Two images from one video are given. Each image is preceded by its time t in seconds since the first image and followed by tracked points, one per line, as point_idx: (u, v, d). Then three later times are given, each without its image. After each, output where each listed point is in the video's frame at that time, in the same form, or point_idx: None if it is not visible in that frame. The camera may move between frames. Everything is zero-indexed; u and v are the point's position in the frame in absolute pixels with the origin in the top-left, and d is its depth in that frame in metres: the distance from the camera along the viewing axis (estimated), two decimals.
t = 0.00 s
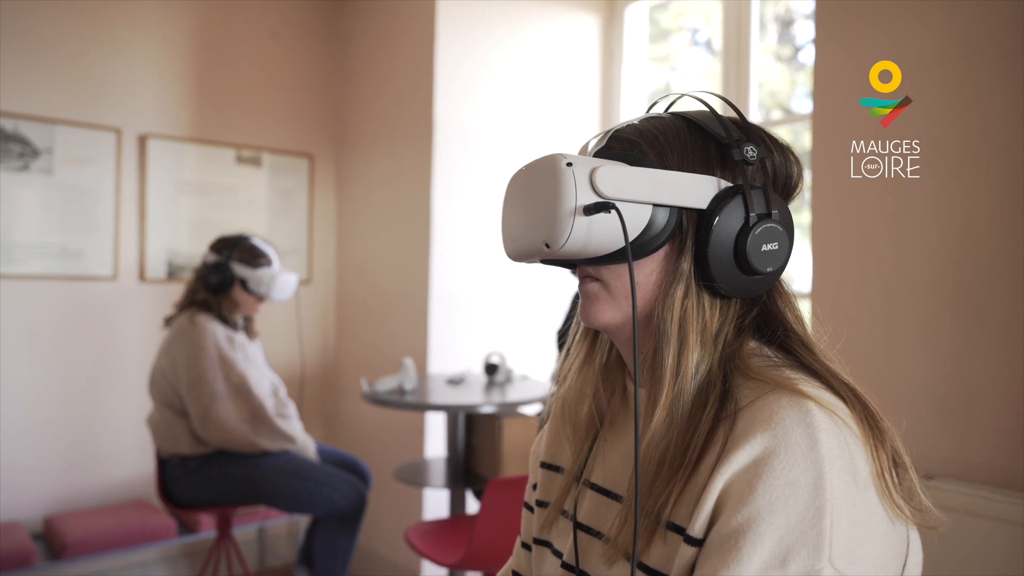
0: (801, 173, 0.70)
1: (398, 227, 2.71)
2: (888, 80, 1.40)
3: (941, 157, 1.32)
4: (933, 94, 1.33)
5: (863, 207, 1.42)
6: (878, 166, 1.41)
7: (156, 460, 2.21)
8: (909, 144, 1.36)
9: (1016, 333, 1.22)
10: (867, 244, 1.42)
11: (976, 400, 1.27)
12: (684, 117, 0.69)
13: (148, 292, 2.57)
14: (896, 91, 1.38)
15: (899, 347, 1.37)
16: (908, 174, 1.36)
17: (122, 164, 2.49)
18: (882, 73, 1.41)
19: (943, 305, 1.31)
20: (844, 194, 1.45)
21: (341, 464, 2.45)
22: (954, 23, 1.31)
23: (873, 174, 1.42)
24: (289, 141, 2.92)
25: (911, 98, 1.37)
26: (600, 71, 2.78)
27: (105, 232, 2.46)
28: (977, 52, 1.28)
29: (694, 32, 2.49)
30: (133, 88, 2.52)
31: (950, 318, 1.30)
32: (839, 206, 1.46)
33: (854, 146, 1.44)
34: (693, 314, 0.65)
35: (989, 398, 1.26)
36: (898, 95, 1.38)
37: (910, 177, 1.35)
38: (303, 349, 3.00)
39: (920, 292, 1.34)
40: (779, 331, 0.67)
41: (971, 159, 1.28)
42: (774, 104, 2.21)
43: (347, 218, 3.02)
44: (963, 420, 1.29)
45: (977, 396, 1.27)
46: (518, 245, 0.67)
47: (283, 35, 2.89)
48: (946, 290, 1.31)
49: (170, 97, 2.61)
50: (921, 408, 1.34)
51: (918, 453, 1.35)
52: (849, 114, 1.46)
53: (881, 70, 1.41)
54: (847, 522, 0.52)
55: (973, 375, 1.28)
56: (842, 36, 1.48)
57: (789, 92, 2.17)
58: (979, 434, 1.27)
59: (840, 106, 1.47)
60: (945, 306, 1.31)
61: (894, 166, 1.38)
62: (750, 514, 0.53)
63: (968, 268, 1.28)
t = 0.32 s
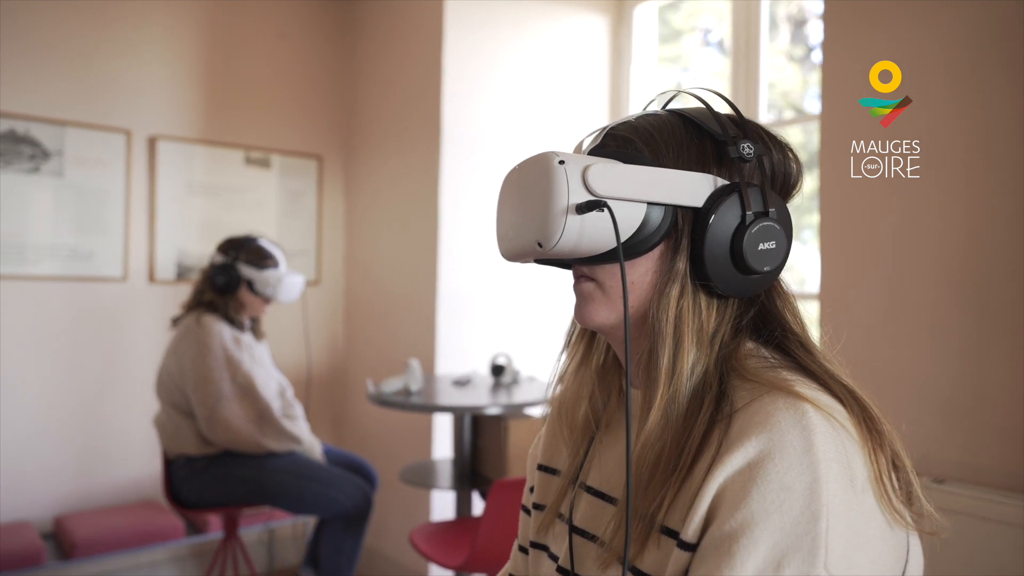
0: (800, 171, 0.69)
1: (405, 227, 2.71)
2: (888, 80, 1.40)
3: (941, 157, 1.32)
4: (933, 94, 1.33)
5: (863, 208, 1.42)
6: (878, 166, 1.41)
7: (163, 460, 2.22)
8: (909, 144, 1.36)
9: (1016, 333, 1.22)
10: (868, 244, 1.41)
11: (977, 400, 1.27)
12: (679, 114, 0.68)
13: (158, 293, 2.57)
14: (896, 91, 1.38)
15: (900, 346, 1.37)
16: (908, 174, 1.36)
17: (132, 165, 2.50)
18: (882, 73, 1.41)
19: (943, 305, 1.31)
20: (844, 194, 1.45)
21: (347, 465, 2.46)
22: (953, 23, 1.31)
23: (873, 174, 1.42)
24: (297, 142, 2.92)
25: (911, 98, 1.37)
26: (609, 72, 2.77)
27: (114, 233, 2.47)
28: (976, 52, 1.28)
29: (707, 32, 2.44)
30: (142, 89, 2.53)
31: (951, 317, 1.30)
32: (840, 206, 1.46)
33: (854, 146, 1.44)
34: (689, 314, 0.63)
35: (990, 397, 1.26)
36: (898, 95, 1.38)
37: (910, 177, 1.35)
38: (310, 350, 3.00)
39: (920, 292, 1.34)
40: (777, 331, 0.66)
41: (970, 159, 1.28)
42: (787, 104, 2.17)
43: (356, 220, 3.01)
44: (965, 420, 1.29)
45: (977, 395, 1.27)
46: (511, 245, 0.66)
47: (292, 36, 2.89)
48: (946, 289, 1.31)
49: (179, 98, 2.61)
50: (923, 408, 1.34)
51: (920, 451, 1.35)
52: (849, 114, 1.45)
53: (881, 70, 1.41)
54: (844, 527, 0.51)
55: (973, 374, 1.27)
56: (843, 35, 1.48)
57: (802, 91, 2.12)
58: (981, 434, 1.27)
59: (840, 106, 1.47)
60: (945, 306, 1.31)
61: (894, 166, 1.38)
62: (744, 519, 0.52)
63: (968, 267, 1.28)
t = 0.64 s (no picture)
0: (803, 170, 0.68)
1: (415, 228, 2.72)
2: (888, 80, 1.39)
3: (940, 157, 1.32)
4: (932, 94, 1.33)
5: (864, 208, 1.42)
6: (878, 166, 1.41)
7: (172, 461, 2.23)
8: (909, 144, 1.36)
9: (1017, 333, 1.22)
10: (869, 244, 1.41)
11: (981, 401, 1.26)
12: (680, 111, 0.67)
13: (168, 295, 2.58)
14: (896, 92, 1.38)
15: (902, 346, 1.36)
16: (908, 174, 1.36)
17: (144, 167, 2.51)
18: (882, 73, 1.41)
19: (944, 305, 1.31)
20: (844, 195, 1.45)
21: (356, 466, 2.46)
22: (953, 22, 1.31)
23: (873, 174, 1.42)
24: (307, 144, 2.93)
25: (911, 98, 1.37)
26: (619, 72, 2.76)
27: (125, 235, 2.48)
28: (975, 52, 1.28)
29: (719, 32, 2.41)
30: (156, 91, 2.55)
31: (951, 317, 1.30)
32: (841, 206, 1.46)
33: (854, 146, 1.45)
34: (689, 314, 0.63)
35: (993, 399, 1.25)
36: (898, 95, 1.38)
37: (910, 177, 1.35)
38: (319, 352, 3.00)
39: (922, 292, 1.34)
40: (777, 333, 0.65)
41: (970, 159, 1.28)
42: (790, 100, 2.17)
43: (366, 221, 3.02)
44: (969, 422, 1.28)
45: (978, 395, 1.27)
46: (509, 245, 0.65)
47: (303, 38, 2.90)
48: (946, 288, 1.31)
49: (191, 100, 2.63)
50: (927, 410, 1.33)
51: (923, 452, 1.34)
52: (849, 114, 1.45)
53: (881, 70, 1.41)
54: (843, 532, 0.50)
55: (974, 375, 1.27)
56: (843, 35, 1.48)
57: (807, 89, 2.12)
58: (986, 435, 1.26)
59: (841, 107, 1.47)
60: (946, 306, 1.30)
61: (894, 166, 1.38)
62: (742, 523, 0.51)
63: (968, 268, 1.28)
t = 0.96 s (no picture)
0: (807, 170, 0.67)
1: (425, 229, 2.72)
2: (888, 80, 1.40)
3: (941, 156, 1.32)
4: (932, 94, 1.34)
5: (865, 207, 1.43)
6: (878, 166, 1.41)
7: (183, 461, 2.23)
8: (909, 144, 1.36)
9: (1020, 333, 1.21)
10: (871, 243, 1.42)
11: (988, 403, 1.25)
12: (682, 111, 0.66)
13: (182, 296, 2.60)
14: (897, 91, 1.39)
15: (904, 347, 1.36)
16: (908, 174, 1.36)
17: (157, 170, 2.53)
18: (882, 73, 1.42)
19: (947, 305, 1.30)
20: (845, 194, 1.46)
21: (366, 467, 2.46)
22: (953, 22, 1.31)
23: (873, 174, 1.42)
24: (319, 145, 2.93)
25: (911, 98, 1.37)
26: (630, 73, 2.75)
27: (139, 236, 2.49)
28: (973, 51, 1.28)
29: (733, 33, 2.36)
30: (171, 93, 2.57)
31: (952, 317, 1.30)
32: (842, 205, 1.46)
33: (854, 146, 1.45)
34: (689, 316, 0.62)
35: (999, 400, 1.24)
36: (898, 95, 1.39)
37: (910, 177, 1.35)
38: (330, 353, 3.01)
39: (924, 292, 1.33)
40: (779, 334, 0.64)
41: (970, 159, 1.28)
42: (798, 98, 2.15)
43: (377, 222, 3.02)
44: (977, 423, 1.27)
45: (979, 396, 1.26)
46: (508, 245, 0.65)
47: (315, 40, 2.91)
48: (948, 288, 1.30)
49: (204, 102, 2.64)
50: (934, 412, 1.33)
51: (927, 454, 1.34)
52: (850, 114, 1.46)
53: (881, 70, 1.42)
54: (845, 538, 0.49)
55: (975, 376, 1.27)
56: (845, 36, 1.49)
57: (816, 88, 2.09)
58: (995, 437, 1.25)
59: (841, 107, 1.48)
60: (947, 306, 1.30)
61: (894, 166, 1.38)
62: (740, 528, 0.50)
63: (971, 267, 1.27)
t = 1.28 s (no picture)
0: (810, 170, 0.66)
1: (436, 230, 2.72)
2: (888, 81, 1.41)
3: (940, 156, 1.33)
4: (932, 94, 1.34)
5: (867, 207, 1.43)
6: (878, 166, 1.42)
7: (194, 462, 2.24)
8: (909, 144, 1.37)
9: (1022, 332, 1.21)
10: (874, 243, 1.42)
11: (997, 404, 1.24)
12: (684, 110, 0.65)
13: (194, 296, 2.61)
14: (896, 92, 1.40)
15: (910, 348, 1.36)
16: (909, 174, 1.37)
17: (171, 173, 2.54)
18: (882, 73, 1.42)
19: (950, 305, 1.30)
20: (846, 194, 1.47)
21: (375, 469, 2.46)
22: (953, 23, 1.32)
23: (873, 174, 1.43)
24: (331, 147, 2.95)
25: (911, 98, 1.38)
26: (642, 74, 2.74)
27: (153, 239, 2.51)
28: (972, 51, 1.29)
29: (749, 33, 2.32)
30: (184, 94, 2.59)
31: (955, 316, 1.30)
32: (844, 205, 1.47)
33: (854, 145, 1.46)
34: (689, 317, 0.61)
35: (1007, 401, 1.23)
36: (898, 95, 1.40)
37: (910, 177, 1.36)
38: (341, 355, 3.01)
39: (927, 292, 1.34)
40: (782, 336, 0.63)
41: (971, 158, 1.28)
42: (814, 98, 2.11)
43: (388, 224, 3.03)
44: (985, 425, 1.26)
45: (983, 396, 1.26)
46: (507, 246, 0.64)
47: (329, 43, 2.93)
48: (952, 288, 1.30)
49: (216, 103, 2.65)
50: (944, 414, 1.31)
51: (932, 455, 1.33)
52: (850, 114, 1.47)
53: (881, 70, 1.43)
54: (843, 544, 0.48)
55: (978, 376, 1.26)
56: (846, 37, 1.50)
57: (834, 86, 2.03)
58: (1005, 440, 1.23)
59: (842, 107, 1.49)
60: (950, 307, 1.30)
61: (894, 167, 1.39)
62: (737, 533, 0.49)
63: (974, 268, 1.27)
